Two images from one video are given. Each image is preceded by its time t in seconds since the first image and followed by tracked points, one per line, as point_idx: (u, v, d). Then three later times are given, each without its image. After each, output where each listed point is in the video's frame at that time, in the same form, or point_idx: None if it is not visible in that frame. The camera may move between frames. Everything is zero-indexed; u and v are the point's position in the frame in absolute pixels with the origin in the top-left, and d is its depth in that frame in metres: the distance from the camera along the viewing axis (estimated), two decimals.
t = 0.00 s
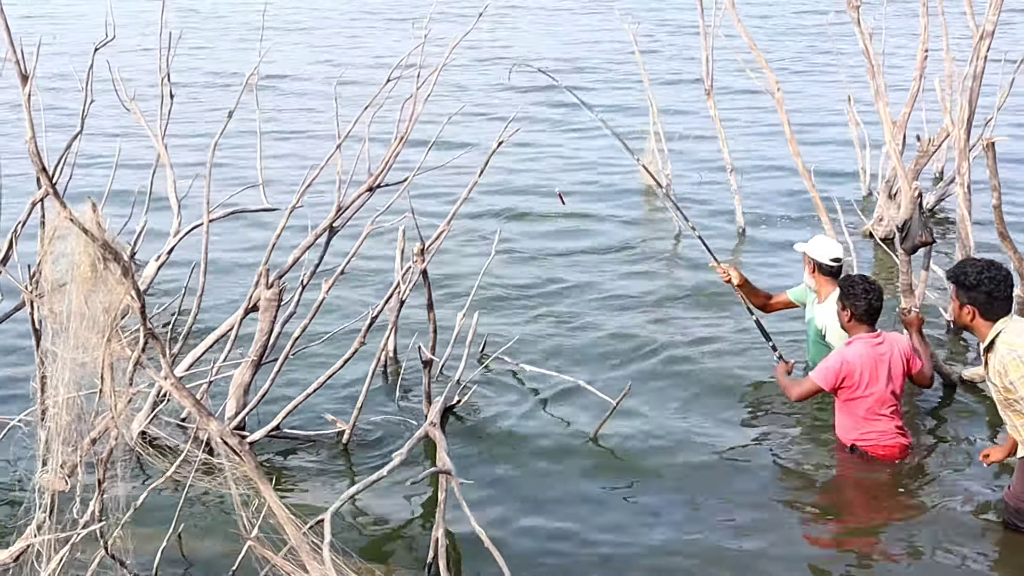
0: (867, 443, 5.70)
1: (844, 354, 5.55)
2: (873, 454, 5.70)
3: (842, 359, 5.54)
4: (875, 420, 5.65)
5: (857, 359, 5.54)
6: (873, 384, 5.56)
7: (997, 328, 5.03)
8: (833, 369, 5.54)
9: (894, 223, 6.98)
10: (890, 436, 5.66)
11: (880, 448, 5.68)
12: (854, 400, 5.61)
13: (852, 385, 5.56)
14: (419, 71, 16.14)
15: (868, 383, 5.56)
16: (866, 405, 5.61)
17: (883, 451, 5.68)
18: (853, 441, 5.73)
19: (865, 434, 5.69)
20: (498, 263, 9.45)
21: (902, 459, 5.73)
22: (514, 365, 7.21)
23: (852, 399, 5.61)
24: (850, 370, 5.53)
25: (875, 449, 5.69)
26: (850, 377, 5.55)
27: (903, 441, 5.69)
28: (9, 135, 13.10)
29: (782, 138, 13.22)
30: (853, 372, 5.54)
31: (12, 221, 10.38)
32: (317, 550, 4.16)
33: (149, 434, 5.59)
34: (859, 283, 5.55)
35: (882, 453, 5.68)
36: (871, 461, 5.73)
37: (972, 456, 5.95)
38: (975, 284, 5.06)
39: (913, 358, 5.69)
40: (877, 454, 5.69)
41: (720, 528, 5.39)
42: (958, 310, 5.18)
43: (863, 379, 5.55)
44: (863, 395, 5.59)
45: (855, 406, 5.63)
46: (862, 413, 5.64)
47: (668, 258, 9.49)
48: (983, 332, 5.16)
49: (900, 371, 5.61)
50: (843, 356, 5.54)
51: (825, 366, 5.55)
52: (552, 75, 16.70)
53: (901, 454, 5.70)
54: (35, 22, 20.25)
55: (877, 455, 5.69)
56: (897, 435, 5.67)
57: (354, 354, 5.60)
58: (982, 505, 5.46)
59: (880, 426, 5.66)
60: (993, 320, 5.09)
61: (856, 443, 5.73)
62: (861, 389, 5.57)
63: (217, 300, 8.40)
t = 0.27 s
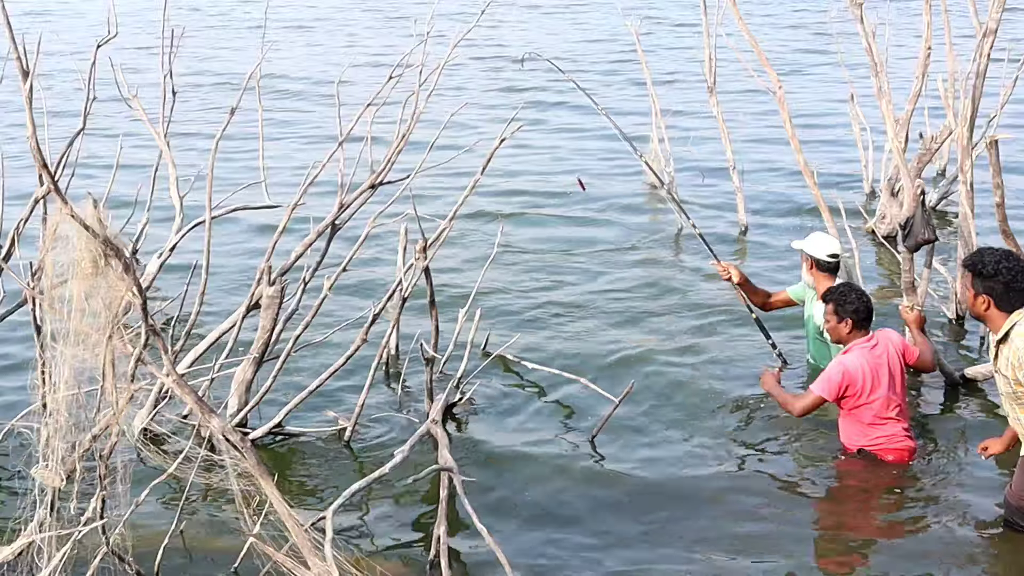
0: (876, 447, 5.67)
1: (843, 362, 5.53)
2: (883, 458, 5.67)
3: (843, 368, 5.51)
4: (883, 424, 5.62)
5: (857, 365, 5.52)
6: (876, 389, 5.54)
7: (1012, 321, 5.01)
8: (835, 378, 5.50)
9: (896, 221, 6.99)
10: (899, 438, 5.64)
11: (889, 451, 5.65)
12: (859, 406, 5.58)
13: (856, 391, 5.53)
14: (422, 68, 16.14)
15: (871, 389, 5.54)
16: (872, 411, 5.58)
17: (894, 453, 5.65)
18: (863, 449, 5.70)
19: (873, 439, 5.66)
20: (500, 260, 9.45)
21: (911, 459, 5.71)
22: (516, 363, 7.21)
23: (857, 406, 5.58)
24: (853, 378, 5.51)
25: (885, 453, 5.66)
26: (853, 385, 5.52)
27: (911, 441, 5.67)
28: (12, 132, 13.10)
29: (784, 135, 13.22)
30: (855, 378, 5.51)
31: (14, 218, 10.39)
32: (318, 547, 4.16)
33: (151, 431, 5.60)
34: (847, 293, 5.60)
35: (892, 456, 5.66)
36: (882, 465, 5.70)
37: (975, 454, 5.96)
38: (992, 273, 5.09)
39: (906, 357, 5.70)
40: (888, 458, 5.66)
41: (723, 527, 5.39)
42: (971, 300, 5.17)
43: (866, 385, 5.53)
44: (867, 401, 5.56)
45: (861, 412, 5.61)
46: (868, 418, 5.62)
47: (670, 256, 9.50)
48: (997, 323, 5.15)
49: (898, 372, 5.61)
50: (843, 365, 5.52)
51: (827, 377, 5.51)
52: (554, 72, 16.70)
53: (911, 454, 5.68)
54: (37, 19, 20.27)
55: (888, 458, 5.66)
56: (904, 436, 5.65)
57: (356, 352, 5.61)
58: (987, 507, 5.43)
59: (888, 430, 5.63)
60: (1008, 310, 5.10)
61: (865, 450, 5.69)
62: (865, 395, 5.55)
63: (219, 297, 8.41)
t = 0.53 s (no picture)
0: (881, 443, 5.55)
1: (834, 357, 5.45)
2: (890, 453, 5.55)
3: (835, 362, 5.43)
4: (884, 417, 5.51)
5: (848, 358, 5.44)
6: (871, 380, 5.45)
7: None
8: (829, 373, 5.41)
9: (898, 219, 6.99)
10: (902, 430, 5.52)
11: (895, 445, 5.53)
12: (857, 401, 5.48)
13: (852, 385, 5.44)
14: (423, 66, 16.16)
15: (867, 380, 5.45)
16: (871, 405, 5.48)
17: (899, 447, 5.53)
18: (868, 446, 5.58)
19: (877, 435, 5.55)
20: (501, 258, 9.46)
21: (919, 451, 5.59)
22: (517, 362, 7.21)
23: (855, 402, 5.49)
24: (847, 370, 5.42)
25: (891, 447, 5.54)
26: (849, 378, 5.43)
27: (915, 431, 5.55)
28: (14, 129, 13.12)
29: (785, 134, 13.23)
30: (850, 372, 5.43)
31: (16, 216, 10.40)
32: (320, 545, 4.16)
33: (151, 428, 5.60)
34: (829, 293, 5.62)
35: (898, 450, 5.54)
36: (889, 461, 5.58)
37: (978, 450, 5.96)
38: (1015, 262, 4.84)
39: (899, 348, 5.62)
40: (894, 452, 5.54)
41: (724, 524, 5.39)
42: (990, 292, 4.94)
43: (862, 377, 5.44)
44: (865, 395, 5.46)
45: (860, 407, 5.50)
46: (869, 413, 5.51)
47: (672, 254, 9.50)
48: (1017, 317, 4.91)
49: (893, 363, 5.52)
50: (835, 360, 5.44)
51: (821, 373, 5.42)
52: (556, 70, 16.72)
53: (917, 447, 5.56)
54: (39, 17, 20.30)
55: (895, 452, 5.55)
56: (908, 427, 5.54)
57: (357, 350, 5.61)
58: (990, 505, 5.43)
59: (890, 423, 5.52)
60: None
61: (871, 447, 5.58)
62: (862, 388, 5.46)
63: (221, 294, 8.42)
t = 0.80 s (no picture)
0: (877, 439, 5.40)
1: (824, 347, 5.37)
2: (887, 450, 5.40)
3: (826, 352, 5.34)
4: (880, 412, 5.38)
5: (840, 348, 5.36)
6: (864, 370, 5.35)
7: None
8: (820, 361, 5.32)
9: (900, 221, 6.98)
10: (899, 425, 5.37)
11: (892, 442, 5.38)
12: (850, 394, 5.38)
13: (843, 376, 5.34)
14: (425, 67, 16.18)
15: (859, 370, 5.34)
16: (865, 397, 5.37)
17: (897, 444, 5.37)
18: (866, 444, 5.43)
19: (873, 431, 5.40)
20: (503, 259, 9.46)
21: (920, 451, 5.42)
22: (519, 363, 7.21)
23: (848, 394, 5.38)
24: (838, 359, 5.33)
25: (887, 444, 5.38)
26: (840, 368, 5.33)
27: (914, 428, 5.40)
28: (17, 130, 13.14)
29: (787, 135, 13.24)
30: (840, 361, 5.33)
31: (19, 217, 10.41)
32: (321, 546, 4.16)
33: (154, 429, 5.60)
34: (821, 290, 5.56)
35: (896, 447, 5.38)
36: (887, 460, 5.41)
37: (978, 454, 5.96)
38: None
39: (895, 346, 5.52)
40: (892, 449, 5.38)
41: (726, 527, 5.39)
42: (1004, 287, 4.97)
43: (854, 367, 5.34)
44: (858, 386, 5.35)
45: (854, 401, 5.39)
46: (864, 407, 5.38)
47: (674, 255, 9.51)
48: None
49: (887, 358, 5.42)
50: (826, 349, 5.35)
51: (812, 362, 5.33)
52: (558, 71, 16.73)
53: (917, 445, 5.40)
54: (43, 18, 20.34)
55: (892, 450, 5.39)
56: (907, 424, 5.38)
57: (359, 350, 5.62)
58: (992, 505, 5.44)
59: (887, 418, 5.39)
60: None
61: (868, 445, 5.43)
62: (855, 379, 5.35)
63: (223, 295, 8.43)
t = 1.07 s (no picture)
0: (882, 433, 5.49)
1: (832, 338, 5.46)
2: (891, 445, 5.48)
3: (836, 343, 5.42)
4: (885, 406, 5.48)
5: (849, 340, 5.45)
6: (872, 363, 5.45)
7: None
8: (832, 352, 5.39)
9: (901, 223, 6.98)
10: (905, 420, 5.48)
11: (896, 436, 5.47)
12: (856, 386, 5.47)
13: (851, 368, 5.43)
14: (427, 71, 16.18)
15: (867, 363, 5.44)
16: (873, 390, 5.46)
17: (901, 438, 5.47)
18: (871, 439, 5.51)
19: (877, 425, 5.49)
20: (505, 262, 9.47)
21: (921, 448, 5.53)
22: (521, 365, 7.20)
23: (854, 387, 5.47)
24: (847, 351, 5.42)
25: (892, 438, 5.47)
26: (850, 359, 5.42)
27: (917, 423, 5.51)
28: (19, 133, 13.14)
29: (789, 138, 13.24)
30: (849, 353, 5.43)
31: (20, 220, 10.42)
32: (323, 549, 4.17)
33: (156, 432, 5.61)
34: (830, 281, 5.64)
35: (901, 441, 5.47)
36: (891, 455, 5.50)
37: (979, 457, 5.98)
38: None
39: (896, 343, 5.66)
40: (896, 444, 5.47)
41: (728, 531, 5.39)
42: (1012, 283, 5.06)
43: (862, 359, 5.44)
44: (864, 379, 5.45)
45: (860, 394, 5.48)
46: (869, 400, 5.48)
47: (676, 257, 9.52)
48: None
49: (889, 353, 5.54)
50: (836, 340, 5.43)
51: (822, 352, 5.41)
52: (560, 74, 16.73)
53: (920, 441, 5.50)
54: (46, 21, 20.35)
55: (897, 444, 5.48)
56: (909, 420, 5.49)
57: (361, 353, 5.63)
58: (993, 508, 5.47)
59: (890, 413, 5.49)
60: None
61: (872, 439, 5.51)
62: (863, 371, 5.44)
63: (225, 298, 8.44)
